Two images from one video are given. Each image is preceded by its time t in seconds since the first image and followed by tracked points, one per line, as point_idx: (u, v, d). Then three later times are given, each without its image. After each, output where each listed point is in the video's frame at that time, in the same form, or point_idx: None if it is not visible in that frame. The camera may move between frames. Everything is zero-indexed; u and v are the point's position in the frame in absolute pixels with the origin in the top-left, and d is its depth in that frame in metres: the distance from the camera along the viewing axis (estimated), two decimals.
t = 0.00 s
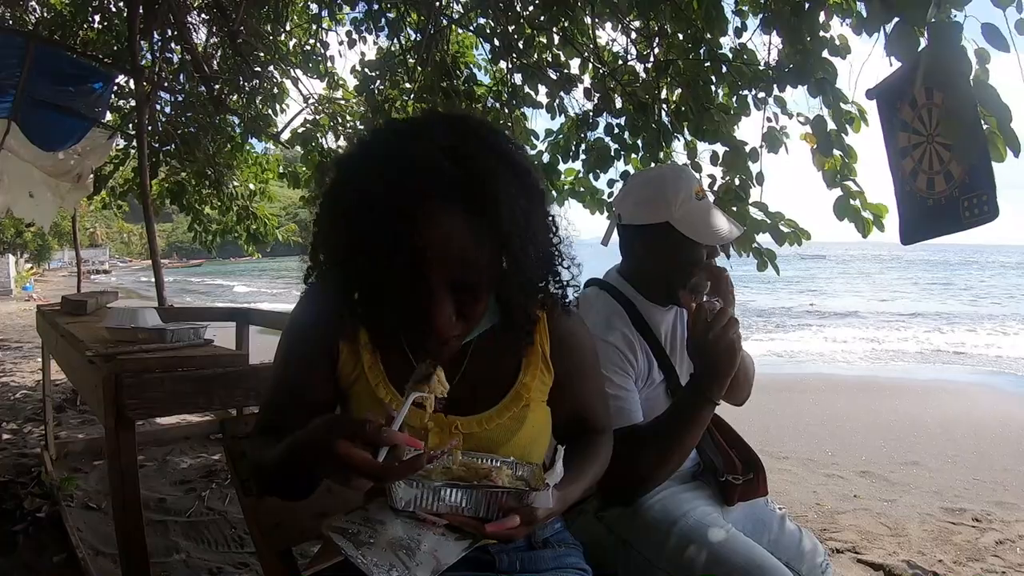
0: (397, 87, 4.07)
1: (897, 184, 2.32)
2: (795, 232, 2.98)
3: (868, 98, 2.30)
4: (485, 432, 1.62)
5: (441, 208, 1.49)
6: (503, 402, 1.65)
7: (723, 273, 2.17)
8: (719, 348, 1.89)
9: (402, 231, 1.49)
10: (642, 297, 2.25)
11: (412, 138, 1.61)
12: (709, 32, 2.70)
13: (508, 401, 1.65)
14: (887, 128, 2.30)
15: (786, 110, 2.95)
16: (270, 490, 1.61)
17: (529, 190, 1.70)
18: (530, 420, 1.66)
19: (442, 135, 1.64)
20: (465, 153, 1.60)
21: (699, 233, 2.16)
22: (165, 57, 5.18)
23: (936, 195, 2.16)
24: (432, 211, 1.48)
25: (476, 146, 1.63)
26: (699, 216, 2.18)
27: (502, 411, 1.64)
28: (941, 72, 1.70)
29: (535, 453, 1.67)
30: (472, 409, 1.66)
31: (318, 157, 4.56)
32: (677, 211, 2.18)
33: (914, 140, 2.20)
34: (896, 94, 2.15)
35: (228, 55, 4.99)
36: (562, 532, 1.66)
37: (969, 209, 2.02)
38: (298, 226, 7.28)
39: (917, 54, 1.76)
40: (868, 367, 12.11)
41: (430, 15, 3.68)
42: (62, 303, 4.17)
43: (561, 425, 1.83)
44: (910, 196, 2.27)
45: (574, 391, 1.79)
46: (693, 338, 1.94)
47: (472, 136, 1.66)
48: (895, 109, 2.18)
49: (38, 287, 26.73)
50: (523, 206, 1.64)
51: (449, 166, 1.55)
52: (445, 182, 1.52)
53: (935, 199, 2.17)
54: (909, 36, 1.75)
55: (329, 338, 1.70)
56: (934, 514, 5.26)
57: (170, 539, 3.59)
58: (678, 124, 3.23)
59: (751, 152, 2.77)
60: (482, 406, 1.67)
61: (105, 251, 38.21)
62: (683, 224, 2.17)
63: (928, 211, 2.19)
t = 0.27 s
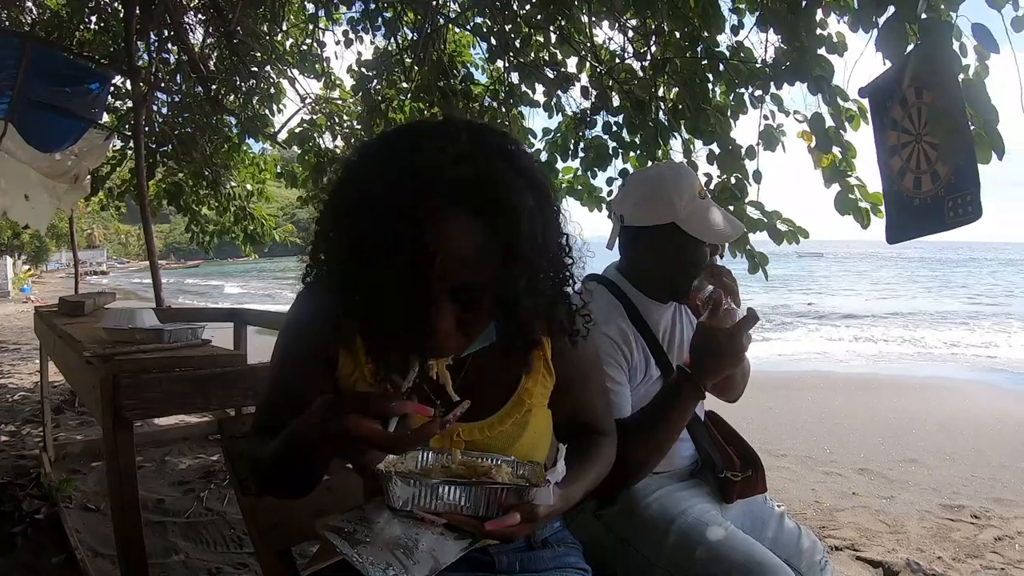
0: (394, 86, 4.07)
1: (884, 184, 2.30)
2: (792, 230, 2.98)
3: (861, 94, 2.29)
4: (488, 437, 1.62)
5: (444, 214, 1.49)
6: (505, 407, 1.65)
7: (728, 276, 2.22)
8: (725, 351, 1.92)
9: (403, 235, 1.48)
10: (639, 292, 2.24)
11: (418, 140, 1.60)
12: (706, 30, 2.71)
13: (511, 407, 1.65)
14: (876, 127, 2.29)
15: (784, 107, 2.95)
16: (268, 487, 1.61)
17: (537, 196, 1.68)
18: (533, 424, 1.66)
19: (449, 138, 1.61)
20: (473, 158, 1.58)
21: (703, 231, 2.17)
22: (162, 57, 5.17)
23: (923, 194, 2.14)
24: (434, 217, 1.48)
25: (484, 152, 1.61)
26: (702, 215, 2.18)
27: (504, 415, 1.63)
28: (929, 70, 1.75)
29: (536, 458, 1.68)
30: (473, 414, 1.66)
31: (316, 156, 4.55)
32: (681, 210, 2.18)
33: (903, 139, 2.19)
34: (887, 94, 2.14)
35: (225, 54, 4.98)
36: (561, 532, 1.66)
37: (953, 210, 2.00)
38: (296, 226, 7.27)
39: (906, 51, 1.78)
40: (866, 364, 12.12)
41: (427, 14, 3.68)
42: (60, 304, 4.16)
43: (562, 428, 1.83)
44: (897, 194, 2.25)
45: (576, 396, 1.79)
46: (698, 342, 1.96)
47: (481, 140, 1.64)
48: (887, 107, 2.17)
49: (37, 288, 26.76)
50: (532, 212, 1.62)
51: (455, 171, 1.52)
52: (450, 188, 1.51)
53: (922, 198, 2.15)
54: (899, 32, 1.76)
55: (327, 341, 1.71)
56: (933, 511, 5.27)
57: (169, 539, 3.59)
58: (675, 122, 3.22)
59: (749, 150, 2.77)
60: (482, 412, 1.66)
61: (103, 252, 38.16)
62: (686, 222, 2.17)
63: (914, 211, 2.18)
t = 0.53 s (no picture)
0: (391, 89, 4.08)
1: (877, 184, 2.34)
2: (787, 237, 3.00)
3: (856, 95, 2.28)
4: (487, 441, 1.62)
5: (447, 222, 1.51)
6: (503, 411, 1.66)
7: (722, 283, 2.24)
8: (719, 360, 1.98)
9: (405, 241, 1.49)
10: (635, 295, 2.25)
11: (420, 150, 1.62)
12: (702, 32, 2.71)
13: (509, 411, 1.66)
14: (870, 128, 2.28)
15: (780, 109, 2.96)
16: (269, 491, 1.62)
17: (538, 209, 1.69)
18: (531, 427, 1.67)
19: (452, 148, 1.63)
20: (476, 169, 1.60)
21: (696, 236, 2.18)
22: (159, 61, 5.18)
23: (914, 196, 2.19)
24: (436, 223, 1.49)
25: (487, 163, 1.63)
26: (694, 218, 2.18)
27: (504, 419, 1.64)
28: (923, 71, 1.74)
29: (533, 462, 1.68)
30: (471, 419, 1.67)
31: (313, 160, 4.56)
32: (672, 214, 2.18)
33: (896, 141, 2.22)
34: (880, 97, 2.16)
35: (222, 57, 4.98)
36: (559, 536, 1.67)
37: (942, 214, 2.07)
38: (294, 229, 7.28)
39: (898, 56, 1.77)
40: (864, 363, 12.14)
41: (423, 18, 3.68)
42: (58, 308, 4.17)
43: (560, 432, 1.84)
44: (888, 194, 2.29)
45: (574, 400, 1.81)
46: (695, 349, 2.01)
47: (483, 152, 1.66)
48: (879, 109, 2.18)
49: (35, 291, 26.73)
50: (532, 225, 1.63)
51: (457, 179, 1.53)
52: (452, 195, 1.52)
53: (913, 200, 2.20)
54: (891, 35, 1.76)
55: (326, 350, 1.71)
56: (932, 510, 5.28)
57: (168, 543, 3.59)
58: (671, 124, 3.23)
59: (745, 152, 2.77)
60: (481, 416, 1.67)
61: (102, 254, 38.13)
62: (678, 228, 2.18)
63: (905, 213, 2.23)
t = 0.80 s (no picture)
0: (389, 89, 4.08)
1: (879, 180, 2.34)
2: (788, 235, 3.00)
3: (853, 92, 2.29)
4: (484, 436, 1.61)
5: (441, 222, 1.51)
6: (500, 406, 1.64)
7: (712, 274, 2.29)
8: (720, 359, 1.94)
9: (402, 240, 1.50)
10: (633, 295, 2.24)
11: (413, 146, 1.61)
12: (699, 31, 2.71)
13: (507, 405, 1.64)
14: (869, 125, 2.29)
15: (779, 108, 2.96)
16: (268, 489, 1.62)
17: (532, 208, 1.69)
18: (529, 421, 1.66)
19: (446, 146, 1.63)
20: (470, 168, 1.59)
21: (690, 235, 2.17)
22: (156, 62, 5.18)
23: (916, 193, 2.19)
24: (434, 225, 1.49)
25: (480, 163, 1.62)
26: (685, 214, 2.18)
27: (500, 414, 1.63)
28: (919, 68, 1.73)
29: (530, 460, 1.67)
30: (468, 414, 1.65)
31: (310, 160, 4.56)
32: (664, 213, 2.18)
33: (896, 138, 2.21)
34: (879, 93, 2.15)
35: (220, 58, 4.98)
36: (558, 534, 1.66)
37: (945, 210, 2.06)
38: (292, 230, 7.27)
39: (895, 53, 1.79)
40: (863, 362, 12.13)
41: (421, 18, 3.68)
42: (57, 309, 4.16)
43: (559, 427, 1.83)
44: (891, 191, 2.29)
45: (571, 394, 1.80)
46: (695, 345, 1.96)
47: (476, 147, 1.66)
48: (879, 106, 2.18)
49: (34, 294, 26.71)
50: (525, 225, 1.62)
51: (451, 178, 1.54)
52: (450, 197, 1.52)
53: (915, 196, 2.20)
54: (887, 33, 1.78)
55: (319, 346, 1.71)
56: (931, 508, 5.28)
57: (168, 545, 3.59)
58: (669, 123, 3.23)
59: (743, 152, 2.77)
60: (478, 411, 1.66)
61: (100, 257, 38.10)
62: (670, 227, 2.18)
63: (908, 209, 2.23)
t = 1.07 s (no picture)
0: (391, 90, 4.08)
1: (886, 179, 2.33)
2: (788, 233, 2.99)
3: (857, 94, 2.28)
4: (490, 438, 1.59)
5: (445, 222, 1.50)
6: (505, 407, 1.62)
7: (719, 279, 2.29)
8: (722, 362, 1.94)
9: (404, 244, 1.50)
10: (636, 299, 2.23)
11: (416, 148, 1.60)
12: (701, 31, 2.71)
13: (512, 406, 1.61)
14: (875, 125, 2.27)
15: (780, 108, 2.95)
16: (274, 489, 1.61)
17: (538, 206, 1.67)
18: (535, 421, 1.64)
19: (450, 146, 1.61)
20: (474, 168, 1.58)
21: (698, 235, 2.16)
22: (157, 62, 5.18)
23: (925, 193, 2.19)
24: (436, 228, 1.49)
25: (484, 161, 1.60)
26: (694, 217, 2.17)
27: (506, 415, 1.60)
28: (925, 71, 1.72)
29: (537, 461, 1.66)
30: (474, 415, 1.63)
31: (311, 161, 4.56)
32: (673, 209, 2.17)
33: (902, 138, 2.19)
34: (883, 94, 2.12)
35: (221, 58, 4.98)
36: (565, 536, 1.66)
37: (956, 210, 2.08)
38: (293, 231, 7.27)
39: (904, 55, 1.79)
40: (864, 362, 12.13)
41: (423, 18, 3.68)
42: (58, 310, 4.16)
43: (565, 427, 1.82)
44: (899, 190, 2.29)
45: (577, 396, 1.78)
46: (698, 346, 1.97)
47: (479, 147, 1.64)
48: (883, 107, 2.16)
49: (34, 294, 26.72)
50: (532, 227, 1.61)
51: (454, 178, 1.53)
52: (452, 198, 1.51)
53: (924, 197, 2.20)
54: (895, 34, 1.78)
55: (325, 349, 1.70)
56: (934, 508, 5.28)
57: (170, 546, 3.58)
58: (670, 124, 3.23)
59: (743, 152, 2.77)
60: (484, 412, 1.63)
61: (101, 257, 38.10)
62: (678, 225, 2.17)
63: (917, 210, 2.23)
